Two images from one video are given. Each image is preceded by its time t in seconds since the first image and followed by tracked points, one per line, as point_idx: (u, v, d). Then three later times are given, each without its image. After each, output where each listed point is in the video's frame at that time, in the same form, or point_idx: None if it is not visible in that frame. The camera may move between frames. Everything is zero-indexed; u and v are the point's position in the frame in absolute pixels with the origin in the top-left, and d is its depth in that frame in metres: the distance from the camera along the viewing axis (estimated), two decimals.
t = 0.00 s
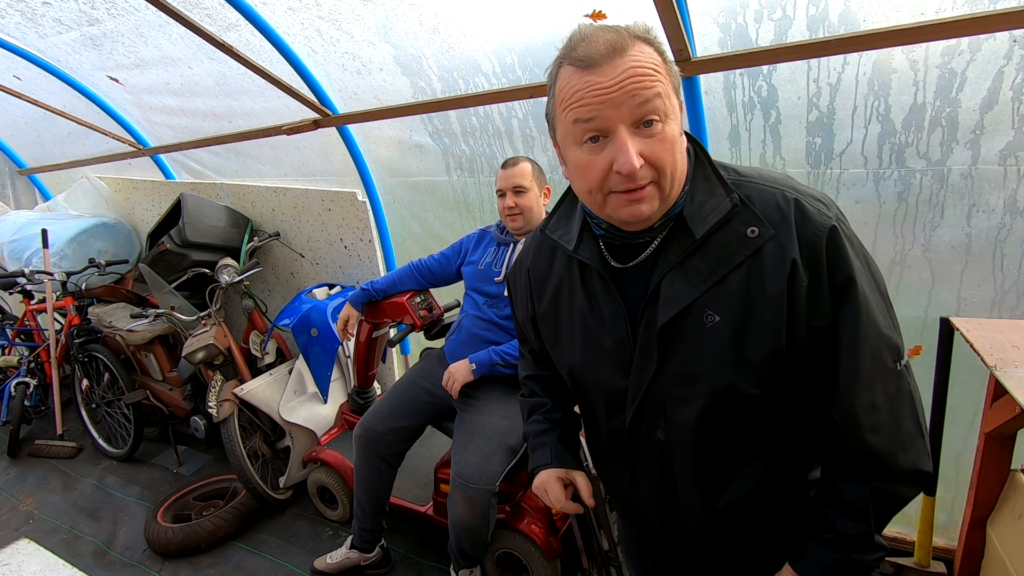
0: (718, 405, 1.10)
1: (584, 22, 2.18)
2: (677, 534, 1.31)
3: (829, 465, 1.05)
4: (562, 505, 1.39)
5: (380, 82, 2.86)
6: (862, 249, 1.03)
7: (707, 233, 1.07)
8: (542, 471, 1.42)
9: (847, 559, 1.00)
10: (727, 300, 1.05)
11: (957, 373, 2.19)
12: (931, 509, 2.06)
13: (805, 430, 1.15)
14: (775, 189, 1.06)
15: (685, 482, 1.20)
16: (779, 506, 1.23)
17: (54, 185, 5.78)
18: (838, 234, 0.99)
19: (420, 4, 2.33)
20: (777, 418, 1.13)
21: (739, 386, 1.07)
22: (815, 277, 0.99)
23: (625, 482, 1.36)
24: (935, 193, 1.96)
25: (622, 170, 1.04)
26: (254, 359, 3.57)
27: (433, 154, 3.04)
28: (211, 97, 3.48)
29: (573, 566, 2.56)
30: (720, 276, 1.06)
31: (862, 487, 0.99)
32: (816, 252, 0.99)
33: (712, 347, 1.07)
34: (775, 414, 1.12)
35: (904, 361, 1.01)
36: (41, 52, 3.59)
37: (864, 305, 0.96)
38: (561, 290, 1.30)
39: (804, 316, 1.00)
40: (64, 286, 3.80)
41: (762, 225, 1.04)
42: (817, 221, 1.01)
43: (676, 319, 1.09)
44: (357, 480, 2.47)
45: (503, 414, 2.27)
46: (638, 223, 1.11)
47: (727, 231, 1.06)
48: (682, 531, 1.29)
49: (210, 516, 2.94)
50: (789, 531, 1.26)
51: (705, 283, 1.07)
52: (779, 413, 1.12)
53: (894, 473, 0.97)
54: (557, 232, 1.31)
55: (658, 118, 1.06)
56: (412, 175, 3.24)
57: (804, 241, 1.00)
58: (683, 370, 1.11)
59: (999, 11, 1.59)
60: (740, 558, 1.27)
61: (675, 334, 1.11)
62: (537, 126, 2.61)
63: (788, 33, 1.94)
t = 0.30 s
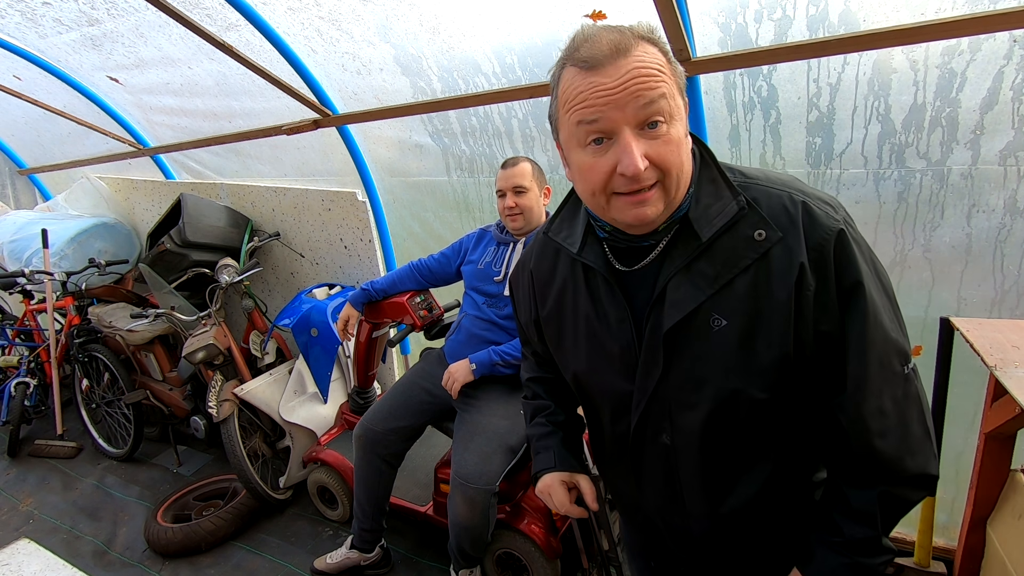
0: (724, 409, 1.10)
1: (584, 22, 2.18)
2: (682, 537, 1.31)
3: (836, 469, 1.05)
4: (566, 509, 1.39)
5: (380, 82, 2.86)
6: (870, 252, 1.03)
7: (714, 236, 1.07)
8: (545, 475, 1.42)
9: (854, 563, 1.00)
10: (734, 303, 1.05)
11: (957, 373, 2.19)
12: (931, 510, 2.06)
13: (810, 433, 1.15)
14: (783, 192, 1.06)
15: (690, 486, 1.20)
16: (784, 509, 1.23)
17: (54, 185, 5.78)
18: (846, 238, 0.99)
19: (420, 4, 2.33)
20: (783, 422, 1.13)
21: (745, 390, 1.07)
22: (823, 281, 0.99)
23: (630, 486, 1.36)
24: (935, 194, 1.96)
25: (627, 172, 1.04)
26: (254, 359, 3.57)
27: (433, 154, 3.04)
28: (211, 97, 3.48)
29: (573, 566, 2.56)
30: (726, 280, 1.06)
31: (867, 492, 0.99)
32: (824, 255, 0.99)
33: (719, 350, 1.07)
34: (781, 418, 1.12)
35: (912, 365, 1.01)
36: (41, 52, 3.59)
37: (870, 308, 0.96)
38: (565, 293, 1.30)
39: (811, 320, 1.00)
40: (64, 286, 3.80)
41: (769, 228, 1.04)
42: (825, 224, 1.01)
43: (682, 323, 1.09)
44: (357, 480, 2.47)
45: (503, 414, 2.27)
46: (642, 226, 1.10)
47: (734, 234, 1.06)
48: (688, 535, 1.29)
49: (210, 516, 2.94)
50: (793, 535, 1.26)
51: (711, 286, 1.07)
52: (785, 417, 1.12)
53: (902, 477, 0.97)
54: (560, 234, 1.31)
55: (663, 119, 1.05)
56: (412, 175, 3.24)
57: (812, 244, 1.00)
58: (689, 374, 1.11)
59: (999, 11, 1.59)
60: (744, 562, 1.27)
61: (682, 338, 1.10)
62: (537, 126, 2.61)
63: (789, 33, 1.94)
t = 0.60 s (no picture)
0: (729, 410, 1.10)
1: (584, 21, 2.18)
2: (685, 537, 1.31)
3: (839, 470, 1.06)
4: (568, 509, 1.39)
5: (380, 82, 2.86)
6: (874, 252, 1.03)
7: (719, 236, 1.07)
8: (547, 474, 1.42)
9: (858, 563, 1.01)
10: (739, 303, 1.05)
11: (957, 373, 2.19)
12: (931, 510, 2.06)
13: (812, 433, 1.15)
14: (788, 191, 1.06)
15: (693, 487, 1.20)
16: (786, 510, 1.23)
17: (54, 185, 5.78)
18: (851, 238, 0.99)
19: (419, 4, 2.33)
20: (787, 422, 1.13)
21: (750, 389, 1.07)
22: (828, 281, 0.99)
23: (633, 486, 1.36)
24: (935, 194, 1.96)
25: (631, 172, 1.04)
26: (254, 359, 3.57)
27: (433, 154, 3.04)
28: (211, 97, 3.48)
29: (573, 566, 2.56)
30: (731, 279, 1.05)
31: (871, 492, 0.99)
32: (830, 255, 0.99)
33: (723, 350, 1.07)
34: (785, 418, 1.12)
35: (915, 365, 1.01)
36: (42, 52, 3.59)
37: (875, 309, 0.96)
38: (569, 292, 1.30)
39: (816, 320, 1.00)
40: (64, 286, 3.80)
41: (775, 227, 1.04)
42: (831, 224, 1.00)
43: (687, 323, 1.09)
44: (357, 480, 2.47)
45: (504, 414, 2.27)
46: (647, 226, 1.10)
47: (740, 234, 1.06)
48: (691, 536, 1.29)
49: (210, 516, 2.94)
50: (795, 535, 1.26)
51: (716, 286, 1.06)
52: (789, 417, 1.12)
53: (906, 478, 0.97)
54: (564, 233, 1.31)
55: (668, 118, 1.05)
56: (412, 175, 3.24)
57: (817, 244, 1.00)
58: (693, 375, 1.11)
59: (999, 11, 1.59)
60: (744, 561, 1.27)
61: (686, 338, 1.10)
62: (537, 126, 2.62)
63: (789, 33, 1.94)
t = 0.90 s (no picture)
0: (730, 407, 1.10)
1: (584, 21, 2.17)
2: (685, 536, 1.31)
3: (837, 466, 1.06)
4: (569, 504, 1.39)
5: (380, 82, 2.86)
6: (874, 250, 1.03)
7: (721, 232, 1.07)
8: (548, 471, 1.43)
9: (857, 563, 1.01)
10: (740, 299, 1.05)
11: (957, 373, 2.19)
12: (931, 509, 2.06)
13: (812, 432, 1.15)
14: (790, 189, 1.05)
15: (694, 484, 1.20)
16: (786, 509, 1.23)
17: (54, 185, 5.78)
18: (852, 235, 0.99)
19: (419, 4, 2.34)
20: (788, 419, 1.13)
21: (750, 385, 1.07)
22: (829, 278, 0.99)
23: (633, 484, 1.37)
24: (935, 193, 1.96)
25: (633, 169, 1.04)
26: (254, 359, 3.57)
27: (433, 154, 3.04)
28: (211, 97, 3.48)
29: (573, 566, 2.56)
30: (732, 275, 1.06)
31: (870, 491, 0.99)
32: (830, 253, 0.99)
33: (724, 346, 1.08)
34: (785, 415, 1.12)
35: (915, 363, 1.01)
36: (41, 52, 3.59)
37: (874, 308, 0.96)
38: (571, 289, 1.30)
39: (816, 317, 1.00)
40: (64, 286, 3.80)
41: (776, 225, 1.04)
42: (832, 221, 1.00)
43: (688, 319, 1.10)
44: (357, 480, 2.47)
45: (504, 414, 2.27)
46: (650, 222, 1.11)
47: (741, 230, 1.06)
48: (690, 534, 1.29)
49: (210, 516, 2.94)
50: (795, 535, 1.26)
51: (718, 282, 1.07)
52: (793, 415, 1.12)
53: (905, 476, 0.97)
54: (567, 230, 1.31)
55: (672, 116, 1.05)
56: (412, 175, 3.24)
57: (818, 241, 1.00)
58: (694, 370, 1.12)
59: (999, 11, 1.59)
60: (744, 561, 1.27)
61: (687, 334, 1.11)
62: (537, 126, 2.62)
63: (789, 33, 1.94)
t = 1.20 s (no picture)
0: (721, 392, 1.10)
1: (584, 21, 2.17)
2: (672, 521, 1.32)
3: (830, 471, 1.06)
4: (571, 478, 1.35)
5: (380, 82, 2.86)
6: (872, 245, 1.02)
7: (718, 215, 1.07)
8: (552, 445, 1.40)
9: (851, 571, 1.01)
10: (732, 281, 1.05)
11: (957, 373, 2.19)
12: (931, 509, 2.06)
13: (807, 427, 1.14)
14: (789, 178, 1.05)
15: (681, 466, 1.20)
16: (775, 502, 1.22)
17: (54, 185, 5.78)
18: (847, 227, 0.98)
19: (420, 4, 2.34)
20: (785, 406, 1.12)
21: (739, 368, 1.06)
22: (822, 267, 0.99)
23: (624, 467, 1.37)
24: (935, 193, 1.96)
25: (573, 174, 1.13)
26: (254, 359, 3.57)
27: (433, 154, 3.04)
28: (211, 97, 3.48)
29: (573, 566, 2.56)
30: (726, 257, 1.06)
31: (862, 493, 0.99)
32: (824, 241, 0.99)
33: (713, 326, 1.08)
34: (778, 402, 1.12)
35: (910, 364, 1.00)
36: (42, 52, 3.59)
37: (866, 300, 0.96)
38: (577, 266, 1.32)
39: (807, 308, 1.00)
40: (64, 286, 3.80)
41: (772, 212, 1.04)
42: (829, 211, 1.00)
43: (680, 296, 1.10)
44: (357, 480, 2.47)
45: (504, 414, 2.27)
46: (612, 213, 1.17)
47: (738, 215, 1.06)
48: (679, 520, 1.29)
49: (210, 516, 2.94)
50: (784, 532, 1.26)
51: (712, 263, 1.07)
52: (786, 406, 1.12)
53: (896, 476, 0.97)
54: (579, 208, 1.33)
55: (597, 132, 1.05)
56: (412, 175, 3.24)
57: (813, 229, 1.00)
58: (683, 351, 1.12)
59: (999, 11, 1.59)
60: (732, 550, 1.28)
61: (679, 313, 1.11)
62: (537, 126, 2.62)
63: (789, 32, 1.94)
